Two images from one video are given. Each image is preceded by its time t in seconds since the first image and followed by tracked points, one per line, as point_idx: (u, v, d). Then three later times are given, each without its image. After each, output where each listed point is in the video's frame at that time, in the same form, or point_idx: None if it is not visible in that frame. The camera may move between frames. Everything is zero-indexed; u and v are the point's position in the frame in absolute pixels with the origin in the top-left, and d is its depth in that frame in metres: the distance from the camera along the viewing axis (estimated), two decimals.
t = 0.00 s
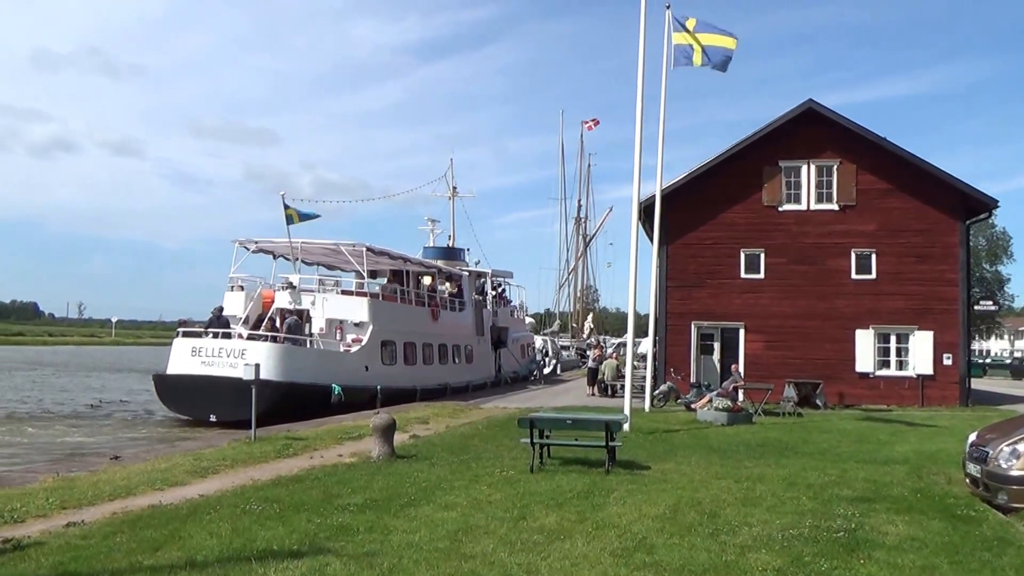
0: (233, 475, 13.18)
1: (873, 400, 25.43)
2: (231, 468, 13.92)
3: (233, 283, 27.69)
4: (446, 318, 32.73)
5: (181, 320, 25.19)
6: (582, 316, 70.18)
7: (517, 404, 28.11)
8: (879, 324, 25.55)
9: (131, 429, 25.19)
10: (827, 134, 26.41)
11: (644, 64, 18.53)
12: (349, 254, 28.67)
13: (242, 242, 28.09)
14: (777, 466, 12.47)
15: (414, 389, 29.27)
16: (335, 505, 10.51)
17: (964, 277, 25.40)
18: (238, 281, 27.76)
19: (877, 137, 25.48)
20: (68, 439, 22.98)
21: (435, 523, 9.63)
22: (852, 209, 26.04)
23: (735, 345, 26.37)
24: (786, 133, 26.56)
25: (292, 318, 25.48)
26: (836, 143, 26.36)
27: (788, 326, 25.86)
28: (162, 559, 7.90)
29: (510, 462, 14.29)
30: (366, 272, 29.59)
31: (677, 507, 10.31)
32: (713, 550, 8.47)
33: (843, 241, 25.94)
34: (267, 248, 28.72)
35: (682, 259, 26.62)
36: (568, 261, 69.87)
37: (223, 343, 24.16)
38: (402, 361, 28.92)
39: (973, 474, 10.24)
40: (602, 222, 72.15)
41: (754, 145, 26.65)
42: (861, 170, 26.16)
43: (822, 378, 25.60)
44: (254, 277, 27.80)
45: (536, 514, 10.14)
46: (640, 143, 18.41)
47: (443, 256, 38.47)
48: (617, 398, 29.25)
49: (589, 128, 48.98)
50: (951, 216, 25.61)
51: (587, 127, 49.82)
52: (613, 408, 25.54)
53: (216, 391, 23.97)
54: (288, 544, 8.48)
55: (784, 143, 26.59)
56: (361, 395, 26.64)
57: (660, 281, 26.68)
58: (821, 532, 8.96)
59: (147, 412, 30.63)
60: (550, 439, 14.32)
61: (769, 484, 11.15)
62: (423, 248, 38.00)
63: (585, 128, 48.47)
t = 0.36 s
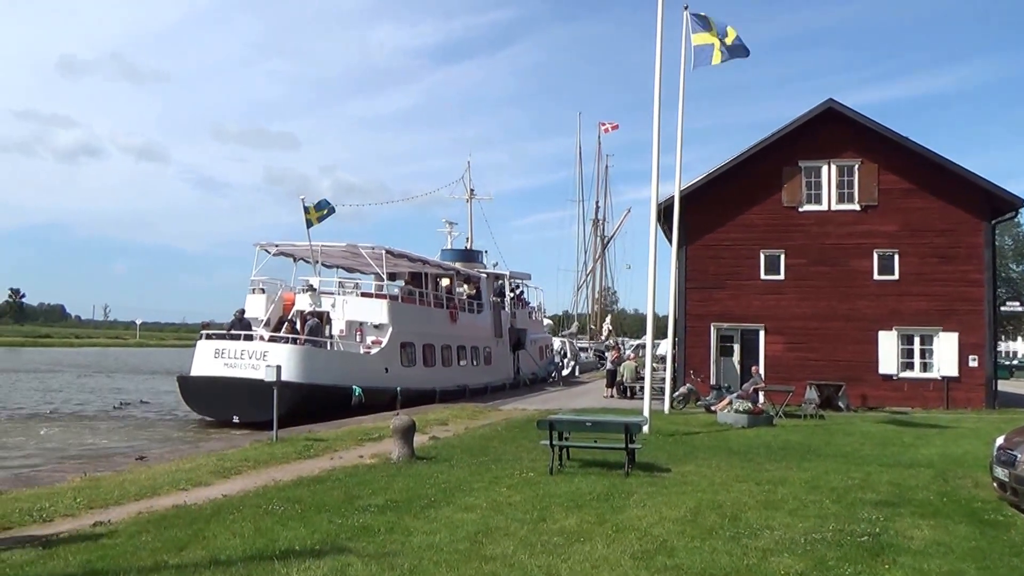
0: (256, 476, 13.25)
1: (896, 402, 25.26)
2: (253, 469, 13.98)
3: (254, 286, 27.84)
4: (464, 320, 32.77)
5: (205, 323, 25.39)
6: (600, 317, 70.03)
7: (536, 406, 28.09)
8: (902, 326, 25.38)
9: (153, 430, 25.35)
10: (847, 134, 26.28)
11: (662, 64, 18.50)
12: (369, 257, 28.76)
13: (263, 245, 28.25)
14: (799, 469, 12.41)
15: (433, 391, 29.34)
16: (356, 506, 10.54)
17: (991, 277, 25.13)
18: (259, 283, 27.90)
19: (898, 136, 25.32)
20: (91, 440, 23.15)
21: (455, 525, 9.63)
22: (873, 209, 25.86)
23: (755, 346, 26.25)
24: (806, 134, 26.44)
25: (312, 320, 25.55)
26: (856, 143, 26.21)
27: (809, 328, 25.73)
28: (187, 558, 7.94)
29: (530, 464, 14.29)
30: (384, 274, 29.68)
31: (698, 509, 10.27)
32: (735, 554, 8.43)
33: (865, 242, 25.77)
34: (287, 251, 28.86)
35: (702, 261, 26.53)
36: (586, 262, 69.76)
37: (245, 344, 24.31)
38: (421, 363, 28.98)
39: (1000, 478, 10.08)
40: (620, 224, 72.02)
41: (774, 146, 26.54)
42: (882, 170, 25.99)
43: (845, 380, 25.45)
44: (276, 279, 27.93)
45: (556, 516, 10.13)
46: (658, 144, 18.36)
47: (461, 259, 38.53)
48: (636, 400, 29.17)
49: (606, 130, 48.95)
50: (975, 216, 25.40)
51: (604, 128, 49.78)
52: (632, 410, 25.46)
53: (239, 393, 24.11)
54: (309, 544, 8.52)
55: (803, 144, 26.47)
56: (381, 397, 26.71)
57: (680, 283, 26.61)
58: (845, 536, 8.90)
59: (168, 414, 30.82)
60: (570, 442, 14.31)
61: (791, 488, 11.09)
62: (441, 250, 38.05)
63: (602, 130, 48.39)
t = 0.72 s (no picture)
0: (278, 476, 13.33)
1: (919, 404, 25.08)
2: (275, 470, 14.07)
3: (275, 287, 28.00)
4: (484, 321, 32.80)
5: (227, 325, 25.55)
6: (620, 319, 69.90)
7: (556, 407, 28.12)
8: (924, 327, 25.19)
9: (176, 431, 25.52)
10: (869, 134, 26.11)
11: (682, 65, 18.46)
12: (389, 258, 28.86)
13: (284, 247, 28.40)
14: (821, 471, 12.36)
15: (453, 392, 29.40)
16: (378, 506, 10.57)
17: (1016, 277, 24.86)
18: (280, 285, 28.05)
19: (921, 135, 25.12)
20: (114, 441, 23.34)
21: (475, 526, 9.64)
22: (895, 209, 25.68)
23: (776, 348, 26.14)
24: (827, 134, 26.29)
25: (333, 322, 25.63)
26: (878, 143, 26.03)
27: (830, 329, 25.58)
28: (210, 557, 8.01)
29: (550, 464, 14.29)
30: (404, 275, 29.77)
31: (720, 512, 10.23)
32: (757, 557, 8.40)
33: (887, 243, 25.59)
34: (309, 253, 29.00)
35: (722, 263, 26.44)
36: (605, 264, 69.62)
37: (267, 346, 24.46)
38: (441, 364, 29.04)
39: None
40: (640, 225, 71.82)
41: (795, 147, 26.41)
42: (904, 170, 25.81)
43: (867, 382, 25.30)
44: (297, 281, 28.06)
45: (576, 518, 10.13)
46: (678, 144, 18.33)
47: (480, 260, 38.57)
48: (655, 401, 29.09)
49: (626, 130, 48.85)
50: (999, 216, 25.16)
51: (624, 129, 49.69)
52: (652, 412, 25.40)
53: (260, 394, 24.26)
54: (330, 545, 8.57)
55: (824, 144, 26.33)
56: (402, 398, 26.80)
57: (699, 284, 26.53)
58: (868, 539, 8.85)
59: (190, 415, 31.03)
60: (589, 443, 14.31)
61: (813, 490, 11.02)
62: (461, 252, 38.10)
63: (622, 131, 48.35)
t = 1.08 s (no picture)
0: (297, 477, 13.42)
1: (939, 405, 24.89)
2: (295, 470, 14.16)
3: (296, 289, 28.16)
4: (504, 322, 32.84)
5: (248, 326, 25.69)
6: (639, 320, 69.68)
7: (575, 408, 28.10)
8: (945, 328, 24.99)
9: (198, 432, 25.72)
10: (890, 134, 25.91)
11: (701, 66, 18.41)
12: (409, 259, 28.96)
13: (304, 248, 28.55)
14: (841, 472, 12.29)
15: (472, 393, 29.46)
16: (397, 507, 10.62)
17: None
18: (300, 286, 28.21)
19: (942, 135, 24.93)
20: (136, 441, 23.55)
21: (494, 527, 9.65)
22: (916, 209, 25.50)
23: (796, 349, 26.00)
24: (847, 134, 26.13)
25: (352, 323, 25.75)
26: (899, 143, 25.85)
27: (850, 330, 25.42)
28: (230, 558, 8.07)
29: (569, 465, 14.31)
30: (424, 277, 29.83)
31: (739, 514, 10.20)
32: (777, 559, 8.36)
33: (907, 243, 25.41)
34: (329, 254, 29.14)
35: (741, 263, 26.35)
36: (625, 264, 69.46)
37: (287, 347, 24.59)
38: (460, 365, 29.10)
39: None
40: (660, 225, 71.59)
41: (814, 147, 26.28)
42: (925, 170, 25.62)
43: (887, 383, 25.12)
44: (317, 282, 28.21)
45: (595, 520, 10.11)
46: (697, 145, 18.29)
47: (500, 261, 38.59)
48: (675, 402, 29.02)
49: (646, 131, 48.72)
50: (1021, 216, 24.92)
51: (644, 129, 49.56)
52: (671, 413, 25.34)
53: (280, 395, 24.39)
54: (349, 545, 8.63)
55: (844, 144, 26.16)
56: (421, 399, 26.89)
57: (719, 285, 26.44)
58: (888, 541, 8.80)
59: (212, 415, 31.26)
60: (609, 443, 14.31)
61: (833, 492, 10.96)
62: (481, 253, 38.16)
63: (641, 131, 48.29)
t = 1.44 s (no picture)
0: (313, 477, 13.49)
1: (956, 406, 24.75)
2: (311, 470, 14.24)
3: (312, 289, 28.29)
4: (520, 322, 32.87)
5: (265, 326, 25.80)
6: (655, 320, 69.51)
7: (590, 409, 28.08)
8: (962, 329, 24.83)
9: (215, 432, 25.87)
10: (906, 134, 25.76)
11: (716, 66, 18.37)
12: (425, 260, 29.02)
13: (320, 249, 28.67)
14: (857, 473, 12.25)
15: (488, 393, 29.50)
16: (413, 508, 10.66)
17: None
18: (317, 287, 28.34)
19: (959, 135, 24.76)
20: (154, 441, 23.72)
21: (510, 527, 9.68)
22: (932, 210, 25.34)
23: (812, 349, 25.88)
24: (864, 133, 25.99)
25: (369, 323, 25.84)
26: (916, 142, 25.70)
27: (866, 331, 25.30)
28: (247, 557, 8.13)
29: (585, 466, 14.33)
30: (440, 277, 29.90)
31: (755, 514, 10.19)
32: (794, 560, 8.35)
33: (924, 243, 25.26)
34: (345, 255, 29.25)
35: (757, 263, 26.27)
36: (641, 265, 69.32)
37: (304, 348, 24.68)
38: (476, 365, 29.15)
39: None
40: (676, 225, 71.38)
41: (831, 146, 26.16)
42: (942, 170, 25.46)
43: (904, 383, 24.99)
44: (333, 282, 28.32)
45: (611, 520, 10.12)
46: (712, 145, 18.25)
47: (516, 261, 38.61)
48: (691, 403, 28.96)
49: (662, 131, 48.65)
50: None
51: (660, 130, 49.49)
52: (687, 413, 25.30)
53: (298, 395, 24.50)
54: (365, 545, 8.67)
55: (860, 144, 26.03)
56: (437, 399, 26.95)
57: (735, 285, 26.37)
58: (905, 542, 8.77)
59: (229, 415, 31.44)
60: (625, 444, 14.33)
61: (850, 493, 10.93)
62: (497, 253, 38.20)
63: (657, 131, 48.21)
